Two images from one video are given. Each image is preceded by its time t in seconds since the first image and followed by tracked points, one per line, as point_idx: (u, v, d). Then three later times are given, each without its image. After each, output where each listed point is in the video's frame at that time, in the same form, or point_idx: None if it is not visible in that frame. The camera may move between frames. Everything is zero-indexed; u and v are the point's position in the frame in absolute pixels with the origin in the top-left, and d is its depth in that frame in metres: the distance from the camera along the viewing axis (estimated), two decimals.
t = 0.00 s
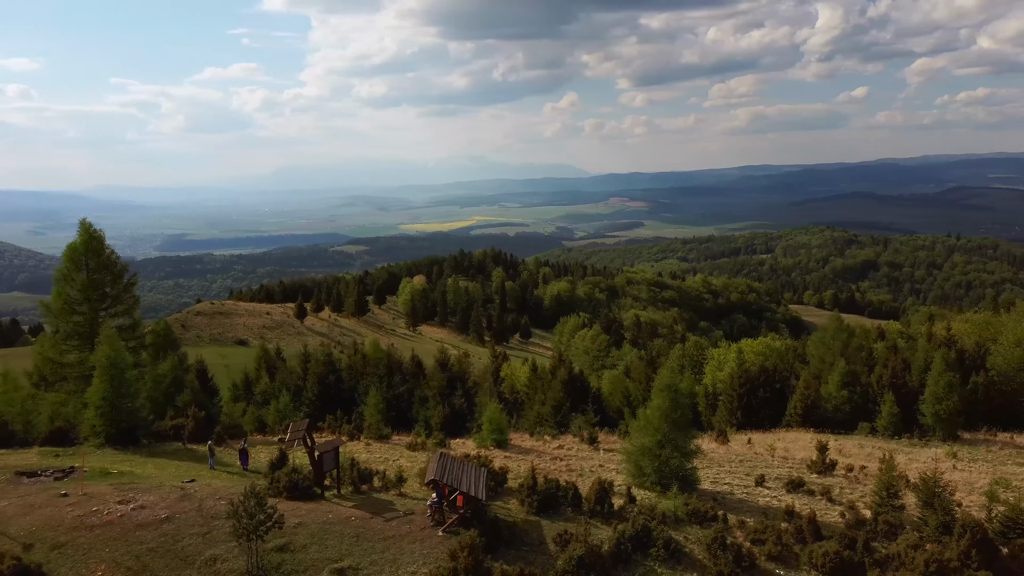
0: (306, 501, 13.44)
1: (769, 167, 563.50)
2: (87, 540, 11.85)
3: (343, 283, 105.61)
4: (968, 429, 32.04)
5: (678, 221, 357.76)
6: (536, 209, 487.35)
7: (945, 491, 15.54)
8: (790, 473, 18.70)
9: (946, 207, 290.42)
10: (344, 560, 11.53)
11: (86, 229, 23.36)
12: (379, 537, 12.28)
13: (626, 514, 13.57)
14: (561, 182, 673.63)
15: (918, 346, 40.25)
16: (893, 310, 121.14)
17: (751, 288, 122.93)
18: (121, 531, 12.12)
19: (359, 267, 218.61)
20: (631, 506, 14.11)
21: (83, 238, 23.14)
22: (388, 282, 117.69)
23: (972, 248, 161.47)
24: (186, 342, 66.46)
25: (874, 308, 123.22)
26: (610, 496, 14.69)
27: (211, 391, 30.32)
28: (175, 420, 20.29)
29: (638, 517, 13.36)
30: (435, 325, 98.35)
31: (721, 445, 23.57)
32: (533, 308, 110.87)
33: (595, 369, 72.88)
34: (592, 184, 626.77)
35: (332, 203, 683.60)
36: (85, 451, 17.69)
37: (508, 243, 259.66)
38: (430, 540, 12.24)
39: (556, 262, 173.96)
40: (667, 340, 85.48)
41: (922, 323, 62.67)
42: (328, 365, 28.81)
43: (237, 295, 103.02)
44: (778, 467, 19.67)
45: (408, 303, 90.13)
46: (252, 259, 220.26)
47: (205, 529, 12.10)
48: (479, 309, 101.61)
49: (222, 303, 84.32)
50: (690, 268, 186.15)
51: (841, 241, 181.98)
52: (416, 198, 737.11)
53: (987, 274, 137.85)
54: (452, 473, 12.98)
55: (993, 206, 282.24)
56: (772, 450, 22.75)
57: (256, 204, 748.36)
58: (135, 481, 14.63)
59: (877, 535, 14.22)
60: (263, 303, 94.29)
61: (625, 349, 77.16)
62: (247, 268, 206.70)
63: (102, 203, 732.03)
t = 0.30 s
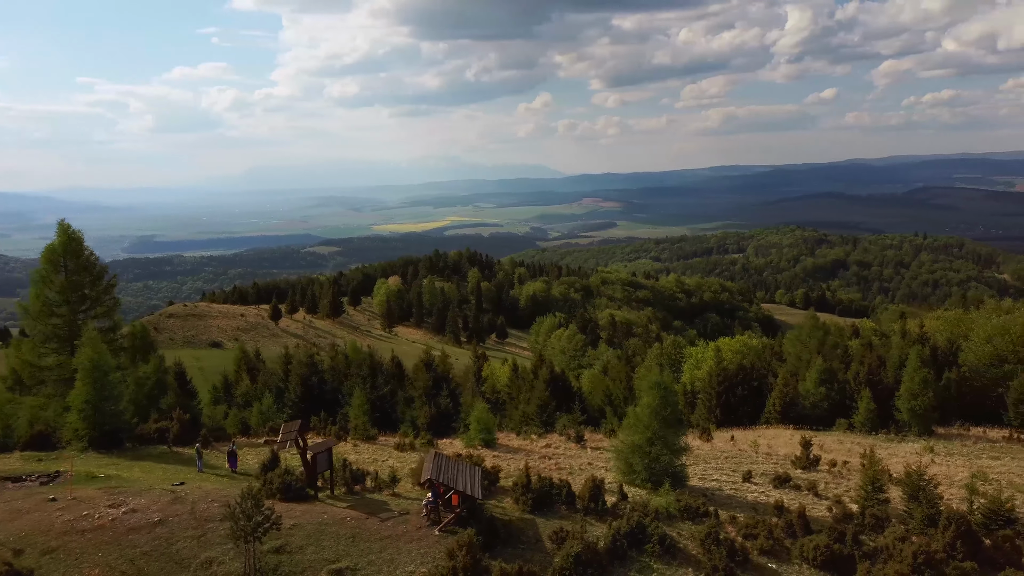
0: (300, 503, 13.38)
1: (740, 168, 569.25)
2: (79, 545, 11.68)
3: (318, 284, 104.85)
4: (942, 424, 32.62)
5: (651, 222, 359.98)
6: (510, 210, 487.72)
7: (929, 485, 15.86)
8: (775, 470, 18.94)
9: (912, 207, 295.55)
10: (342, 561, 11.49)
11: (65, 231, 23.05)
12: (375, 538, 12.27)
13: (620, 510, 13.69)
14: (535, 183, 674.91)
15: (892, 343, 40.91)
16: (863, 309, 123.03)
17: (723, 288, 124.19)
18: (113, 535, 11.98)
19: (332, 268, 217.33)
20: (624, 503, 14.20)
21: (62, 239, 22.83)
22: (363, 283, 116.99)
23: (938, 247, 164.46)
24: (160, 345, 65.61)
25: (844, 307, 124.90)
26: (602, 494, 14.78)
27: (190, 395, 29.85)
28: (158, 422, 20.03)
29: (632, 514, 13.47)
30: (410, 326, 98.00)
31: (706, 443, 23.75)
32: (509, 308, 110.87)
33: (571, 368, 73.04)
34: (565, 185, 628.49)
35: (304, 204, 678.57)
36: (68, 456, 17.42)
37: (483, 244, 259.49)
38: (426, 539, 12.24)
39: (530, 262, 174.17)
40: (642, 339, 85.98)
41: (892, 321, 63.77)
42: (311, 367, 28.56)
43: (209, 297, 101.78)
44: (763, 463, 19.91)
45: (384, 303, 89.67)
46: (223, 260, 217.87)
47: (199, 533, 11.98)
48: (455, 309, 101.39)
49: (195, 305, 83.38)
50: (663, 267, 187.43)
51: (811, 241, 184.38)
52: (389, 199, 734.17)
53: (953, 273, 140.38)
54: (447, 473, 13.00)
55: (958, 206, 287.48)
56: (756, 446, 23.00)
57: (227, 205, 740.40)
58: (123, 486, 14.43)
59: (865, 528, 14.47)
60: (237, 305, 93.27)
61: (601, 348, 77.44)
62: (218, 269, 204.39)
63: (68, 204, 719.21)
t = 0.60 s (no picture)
0: (294, 504, 13.32)
1: (711, 168, 574.30)
2: (72, 549, 11.53)
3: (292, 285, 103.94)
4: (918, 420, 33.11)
5: (624, 222, 361.80)
6: (483, 210, 487.39)
7: (914, 478, 16.16)
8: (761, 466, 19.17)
9: (880, 207, 300.16)
10: (340, 562, 11.45)
11: (43, 233, 22.76)
12: (371, 538, 12.24)
13: (614, 507, 13.78)
14: (508, 183, 675.42)
15: (868, 340, 41.48)
16: (833, 307, 124.77)
17: (697, 287, 125.18)
18: (105, 539, 11.82)
19: (305, 269, 215.59)
20: (618, 501, 14.29)
21: (41, 241, 22.60)
22: (337, 284, 116.06)
23: (906, 246, 167.23)
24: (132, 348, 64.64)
25: (816, 305, 126.49)
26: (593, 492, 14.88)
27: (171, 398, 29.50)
28: (142, 425, 19.80)
29: (626, 511, 13.57)
30: (387, 327, 97.52)
31: (690, 441, 23.94)
32: (486, 308, 110.79)
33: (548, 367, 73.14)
34: (539, 185, 629.76)
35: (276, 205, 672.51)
36: (52, 460, 17.16)
37: (457, 244, 259.07)
38: (423, 539, 12.25)
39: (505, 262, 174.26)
40: (618, 338, 86.35)
41: (865, 319, 64.63)
42: (294, 368, 28.36)
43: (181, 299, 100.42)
44: (748, 460, 20.16)
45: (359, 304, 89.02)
46: (193, 262, 215.18)
47: (193, 536, 11.88)
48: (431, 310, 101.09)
49: (168, 308, 82.23)
50: (637, 267, 188.48)
51: (782, 241, 186.50)
52: (362, 199, 730.21)
53: (921, 271, 142.79)
54: (443, 471, 13.01)
55: (924, 205, 292.51)
56: (741, 444, 23.25)
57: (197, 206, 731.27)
58: (111, 490, 14.25)
59: (852, 522, 14.71)
60: (210, 307, 92.02)
61: (577, 347, 77.66)
62: (188, 271, 201.88)
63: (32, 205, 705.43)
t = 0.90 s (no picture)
0: (290, 505, 13.26)
1: (684, 169, 578.76)
2: (65, 554, 11.35)
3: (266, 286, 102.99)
4: (893, 415, 33.69)
5: (598, 222, 363.28)
6: (458, 211, 486.55)
7: (899, 471, 16.44)
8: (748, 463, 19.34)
9: (850, 207, 304.40)
10: (339, 563, 11.41)
11: (20, 234, 22.38)
12: (369, 538, 12.21)
13: (607, 504, 13.89)
14: (483, 183, 675.46)
15: (844, 338, 42.05)
16: (805, 306, 126.28)
17: (672, 287, 126.04)
18: (98, 544, 11.64)
19: (277, 271, 213.76)
20: (612, 497, 14.37)
21: (19, 242, 22.22)
22: (312, 285, 115.14)
23: (875, 245, 169.71)
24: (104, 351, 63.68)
25: (788, 304, 127.95)
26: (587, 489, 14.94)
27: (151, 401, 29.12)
28: (127, 429, 19.54)
29: (621, 508, 13.65)
30: (363, 328, 97.03)
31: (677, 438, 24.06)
32: (462, 309, 110.61)
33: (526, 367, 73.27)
34: (513, 185, 630.42)
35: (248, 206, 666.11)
36: (35, 464, 16.85)
37: (432, 245, 258.47)
38: (422, 539, 12.21)
39: (481, 262, 174.22)
40: (595, 338, 86.75)
41: (838, 317, 65.50)
42: (278, 369, 28.09)
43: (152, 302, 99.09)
44: (735, 456, 20.35)
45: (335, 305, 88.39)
46: (164, 263, 212.47)
47: (191, 539, 11.75)
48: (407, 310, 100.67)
49: (140, 310, 81.08)
50: (612, 267, 189.37)
51: (755, 241, 188.36)
52: (335, 200, 725.55)
53: (890, 270, 145.03)
54: (440, 470, 13.01)
55: (892, 205, 297.08)
56: (727, 440, 23.43)
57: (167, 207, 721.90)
58: (102, 493, 14.09)
59: (841, 515, 14.94)
60: (183, 309, 90.90)
61: (554, 347, 77.87)
62: (159, 273, 199.34)
63: None
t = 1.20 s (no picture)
0: (284, 506, 13.20)
1: (656, 169, 582.75)
2: (58, 558, 11.16)
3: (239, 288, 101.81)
4: (869, 411, 34.23)
5: (572, 223, 364.38)
6: (431, 211, 485.20)
7: (884, 465, 16.73)
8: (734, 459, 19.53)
9: (819, 207, 308.42)
10: (337, 563, 11.37)
11: None
12: (367, 539, 12.19)
13: (601, 502, 13.99)
14: (456, 184, 674.51)
15: (821, 336, 42.60)
16: (778, 305, 127.76)
17: (645, 287, 126.79)
18: (92, 547, 11.49)
19: (249, 272, 211.58)
20: (605, 495, 14.47)
21: None
22: (286, 287, 114.14)
23: (845, 245, 172.09)
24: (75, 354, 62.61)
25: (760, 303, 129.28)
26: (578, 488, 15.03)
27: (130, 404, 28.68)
28: (110, 433, 19.29)
29: (614, 504, 13.75)
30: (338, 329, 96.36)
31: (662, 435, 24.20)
32: (438, 310, 110.27)
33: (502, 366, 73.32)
34: (486, 186, 630.11)
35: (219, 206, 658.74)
36: (19, 469, 16.55)
37: (405, 245, 257.47)
38: (419, 538, 12.20)
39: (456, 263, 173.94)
40: (571, 338, 87.04)
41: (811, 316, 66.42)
42: (261, 372, 27.84)
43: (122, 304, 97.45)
44: (721, 453, 20.54)
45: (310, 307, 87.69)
46: (132, 265, 209.29)
47: (186, 542, 11.63)
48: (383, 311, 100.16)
49: (111, 312, 79.75)
50: (586, 267, 190.03)
51: (727, 241, 190.06)
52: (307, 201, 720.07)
53: (860, 269, 147.19)
54: (436, 470, 13.01)
55: (860, 205, 301.52)
56: (712, 438, 23.60)
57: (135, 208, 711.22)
58: (91, 497, 13.89)
59: (830, 510, 15.16)
60: (155, 312, 89.56)
61: (531, 347, 77.99)
62: (128, 275, 196.35)
63: None
